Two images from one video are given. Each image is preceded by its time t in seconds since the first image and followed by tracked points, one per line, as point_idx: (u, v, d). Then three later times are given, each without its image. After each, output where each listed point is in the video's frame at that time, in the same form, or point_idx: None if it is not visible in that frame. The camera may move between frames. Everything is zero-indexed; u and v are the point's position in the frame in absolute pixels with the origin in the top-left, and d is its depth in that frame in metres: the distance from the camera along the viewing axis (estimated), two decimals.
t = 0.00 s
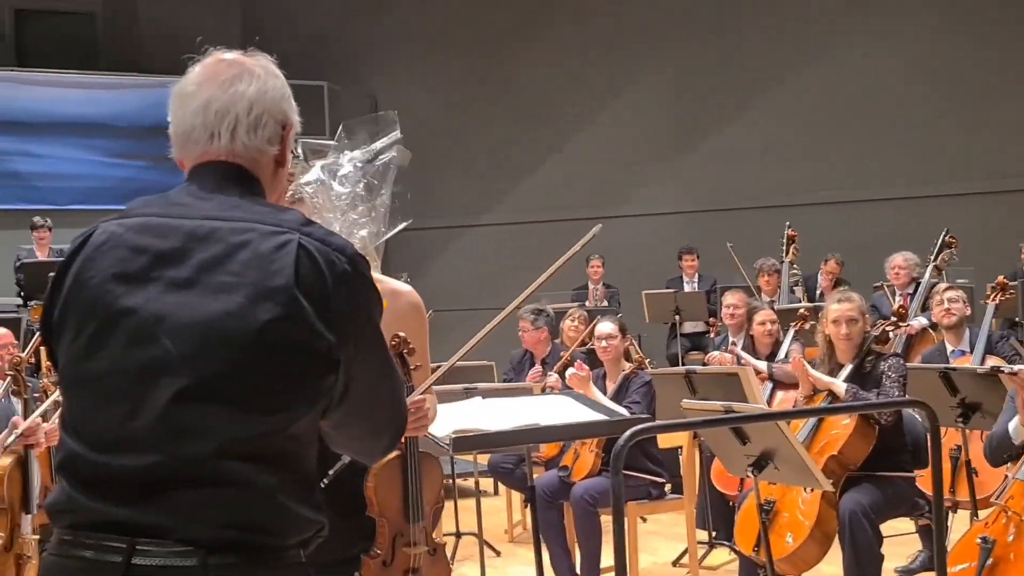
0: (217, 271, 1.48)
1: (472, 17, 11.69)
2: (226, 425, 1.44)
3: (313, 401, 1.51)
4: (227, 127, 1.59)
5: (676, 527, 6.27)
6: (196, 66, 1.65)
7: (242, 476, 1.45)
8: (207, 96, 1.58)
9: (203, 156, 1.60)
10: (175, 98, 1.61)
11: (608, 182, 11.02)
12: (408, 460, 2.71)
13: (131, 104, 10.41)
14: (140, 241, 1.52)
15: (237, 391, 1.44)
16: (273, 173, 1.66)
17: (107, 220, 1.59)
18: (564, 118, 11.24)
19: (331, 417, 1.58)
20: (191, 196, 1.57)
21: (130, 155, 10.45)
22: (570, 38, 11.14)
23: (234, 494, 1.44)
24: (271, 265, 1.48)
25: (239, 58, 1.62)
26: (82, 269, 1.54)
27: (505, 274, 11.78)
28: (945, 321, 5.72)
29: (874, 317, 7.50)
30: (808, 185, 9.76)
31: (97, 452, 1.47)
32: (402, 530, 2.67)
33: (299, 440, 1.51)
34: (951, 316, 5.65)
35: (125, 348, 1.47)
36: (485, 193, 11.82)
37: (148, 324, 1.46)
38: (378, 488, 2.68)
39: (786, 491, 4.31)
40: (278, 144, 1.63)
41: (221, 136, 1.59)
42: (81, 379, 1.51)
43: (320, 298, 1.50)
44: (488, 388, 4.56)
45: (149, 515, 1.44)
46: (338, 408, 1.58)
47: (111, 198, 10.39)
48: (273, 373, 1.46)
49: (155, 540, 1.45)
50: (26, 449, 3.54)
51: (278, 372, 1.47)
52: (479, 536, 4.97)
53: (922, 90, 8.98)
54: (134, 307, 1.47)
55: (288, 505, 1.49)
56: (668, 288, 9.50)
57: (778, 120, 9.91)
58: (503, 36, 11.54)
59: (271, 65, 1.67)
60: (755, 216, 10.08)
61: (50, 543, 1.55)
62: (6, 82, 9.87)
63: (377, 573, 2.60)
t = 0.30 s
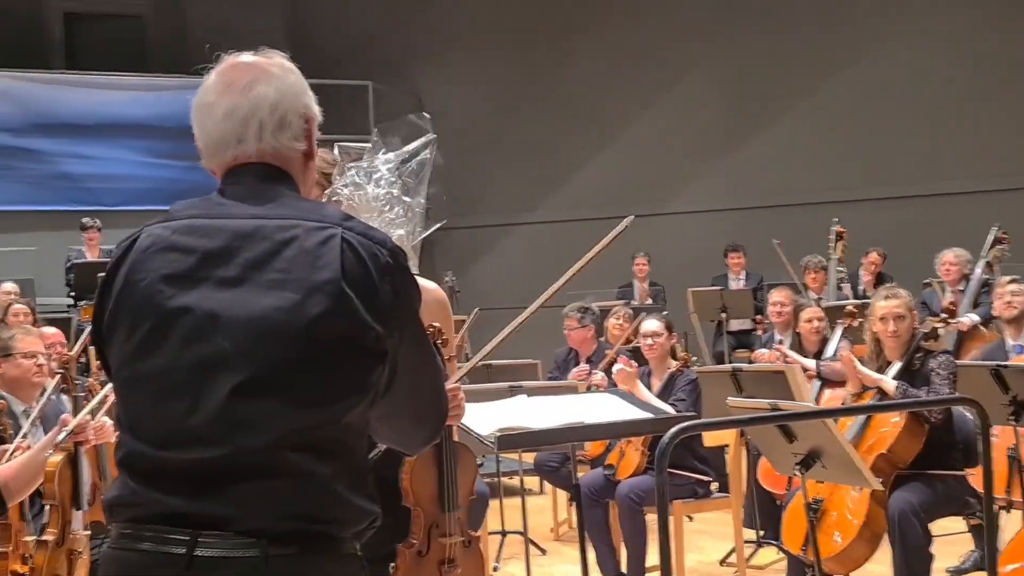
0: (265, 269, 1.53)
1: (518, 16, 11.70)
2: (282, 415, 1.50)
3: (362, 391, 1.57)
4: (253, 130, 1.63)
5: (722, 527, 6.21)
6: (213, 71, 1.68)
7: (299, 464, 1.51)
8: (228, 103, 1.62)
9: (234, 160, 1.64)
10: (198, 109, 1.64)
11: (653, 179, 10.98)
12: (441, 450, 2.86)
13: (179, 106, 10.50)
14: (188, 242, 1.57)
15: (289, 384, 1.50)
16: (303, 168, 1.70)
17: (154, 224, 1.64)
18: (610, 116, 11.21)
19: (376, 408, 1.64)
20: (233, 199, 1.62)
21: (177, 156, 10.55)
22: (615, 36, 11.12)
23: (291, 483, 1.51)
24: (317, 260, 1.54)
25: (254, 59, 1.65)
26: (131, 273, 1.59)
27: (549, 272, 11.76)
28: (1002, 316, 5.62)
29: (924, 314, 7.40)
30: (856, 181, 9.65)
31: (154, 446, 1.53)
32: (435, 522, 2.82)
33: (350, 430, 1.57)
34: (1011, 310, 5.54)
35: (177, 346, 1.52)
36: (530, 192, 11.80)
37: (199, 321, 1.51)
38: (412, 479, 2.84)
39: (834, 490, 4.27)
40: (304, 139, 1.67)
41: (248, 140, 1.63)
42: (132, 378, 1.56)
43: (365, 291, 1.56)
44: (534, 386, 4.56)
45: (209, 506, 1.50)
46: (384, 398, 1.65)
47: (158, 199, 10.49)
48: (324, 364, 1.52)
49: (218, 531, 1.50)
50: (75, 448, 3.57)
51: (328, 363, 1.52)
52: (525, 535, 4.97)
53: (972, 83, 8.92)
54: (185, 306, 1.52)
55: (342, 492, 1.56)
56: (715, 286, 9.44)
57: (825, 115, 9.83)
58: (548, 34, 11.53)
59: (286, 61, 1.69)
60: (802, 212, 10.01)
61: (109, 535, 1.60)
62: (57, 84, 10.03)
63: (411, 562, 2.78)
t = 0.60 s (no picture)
0: (288, 266, 1.53)
1: (540, 13, 11.67)
2: (308, 409, 1.49)
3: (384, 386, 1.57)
4: (276, 130, 1.63)
5: (747, 525, 6.16)
6: (231, 76, 1.68)
7: (325, 456, 1.50)
8: (250, 104, 1.61)
9: (255, 161, 1.64)
10: (217, 110, 1.63)
11: (677, 176, 10.92)
12: (463, 442, 2.91)
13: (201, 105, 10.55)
14: (210, 241, 1.57)
15: (314, 378, 1.50)
16: (320, 169, 1.70)
17: (175, 225, 1.63)
18: (633, 112, 11.17)
19: (395, 405, 1.64)
20: (254, 197, 1.61)
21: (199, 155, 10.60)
22: (637, 32, 11.07)
23: (317, 477, 1.50)
24: (337, 257, 1.54)
25: (273, 64, 1.65)
26: (154, 273, 1.58)
27: (571, 269, 11.70)
28: None
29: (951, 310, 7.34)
30: (883, 177, 9.57)
31: (178, 443, 1.51)
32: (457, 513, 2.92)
33: (373, 425, 1.57)
34: None
35: (201, 344, 1.52)
36: (552, 189, 11.76)
37: (224, 319, 1.51)
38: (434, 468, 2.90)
39: (859, 487, 4.23)
40: (324, 140, 1.67)
41: (270, 140, 1.63)
42: (155, 378, 1.55)
43: (386, 289, 1.56)
44: (556, 383, 4.54)
45: (237, 499, 1.49)
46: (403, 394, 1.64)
47: (180, 197, 10.52)
48: (344, 360, 1.52)
49: (246, 525, 1.49)
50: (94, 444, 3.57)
51: (351, 360, 1.52)
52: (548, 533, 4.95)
53: (1001, 78, 8.83)
54: (210, 304, 1.52)
55: (366, 485, 1.55)
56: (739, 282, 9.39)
57: (851, 111, 9.75)
58: (570, 31, 11.50)
59: (303, 67, 1.70)
60: (828, 209, 9.93)
61: (137, 530, 1.59)
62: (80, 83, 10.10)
63: (432, 552, 2.88)
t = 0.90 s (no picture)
0: (307, 268, 1.50)
1: (556, 12, 11.61)
2: (329, 411, 1.46)
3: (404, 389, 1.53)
4: (294, 131, 1.59)
5: (764, 527, 6.10)
6: (250, 75, 1.64)
7: (345, 457, 1.47)
8: (268, 105, 1.58)
9: (273, 163, 1.60)
10: (235, 111, 1.60)
11: (695, 175, 10.85)
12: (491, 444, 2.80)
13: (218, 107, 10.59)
14: (230, 242, 1.54)
15: (335, 382, 1.47)
16: (338, 170, 1.66)
17: (195, 224, 1.60)
18: (650, 111, 11.10)
19: (415, 405, 1.60)
20: (274, 198, 1.58)
21: (214, 156, 10.62)
22: (654, 30, 11.00)
23: (333, 479, 1.47)
24: (358, 259, 1.50)
25: (291, 64, 1.61)
26: (174, 273, 1.55)
27: (589, 269, 11.63)
28: None
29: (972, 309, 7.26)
30: (904, 174, 9.48)
31: (198, 444, 1.49)
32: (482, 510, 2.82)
33: (393, 425, 1.53)
34: None
35: (222, 347, 1.49)
36: (569, 189, 11.70)
37: (245, 322, 1.48)
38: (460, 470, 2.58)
39: (879, 489, 4.18)
40: (342, 141, 1.63)
41: (288, 142, 1.59)
42: (176, 379, 1.53)
43: (406, 291, 1.52)
44: (572, 385, 4.49)
45: (258, 500, 1.46)
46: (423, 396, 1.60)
47: (196, 198, 10.58)
48: (363, 362, 1.48)
49: (265, 526, 1.47)
50: (106, 447, 3.58)
51: (371, 362, 1.49)
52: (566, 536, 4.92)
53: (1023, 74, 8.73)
54: (231, 307, 1.49)
55: (385, 486, 1.51)
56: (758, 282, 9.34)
57: (871, 108, 9.66)
58: (587, 29, 11.43)
59: (323, 67, 1.66)
60: (848, 207, 9.85)
61: (156, 531, 1.57)
62: (96, 84, 10.15)
63: (458, 552, 2.79)
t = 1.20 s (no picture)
0: (332, 274, 1.52)
1: (575, 13, 11.63)
2: (355, 416, 1.48)
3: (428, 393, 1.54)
4: (314, 137, 1.61)
5: (786, 528, 6.09)
6: (273, 82, 1.66)
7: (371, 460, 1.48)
8: (290, 112, 1.59)
9: (295, 169, 1.62)
10: (259, 117, 1.62)
11: (715, 175, 10.83)
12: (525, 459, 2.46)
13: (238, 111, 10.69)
14: (255, 248, 1.55)
15: (361, 387, 1.48)
16: (361, 175, 1.67)
17: (220, 229, 1.63)
18: (670, 111, 11.10)
19: (437, 407, 1.61)
20: (298, 205, 1.60)
21: (236, 161, 10.69)
22: (674, 30, 11.00)
23: (359, 484, 1.48)
24: (383, 265, 1.52)
25: (314, 70, 1.63)
26: (200, 278, 1.58)
27: (609, 270, 11.60)
28: None
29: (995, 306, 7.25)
30: (926, 173, 9.45)
31: (224, 448, 1.51)
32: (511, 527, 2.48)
33: (417, 429, 1.54)
34: None
35: (246, 353, 1.51)
36: (589, 190, 11.70)
37: (271, 328, 1.50)
38: (494, 486, 2.46)
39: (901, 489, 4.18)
40: (364, 146, 1.64)
41: (309, 147, 1.61)
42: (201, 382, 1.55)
43: (430, 296, 1.53)
44: (592, 386, 4.50)
45: (284, 505, 1.48)
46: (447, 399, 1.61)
47: (217, 204, 10.61)
48: (386, 366, 1.50)
49: (292, 531, 1.48)
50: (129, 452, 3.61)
51: (395, 366, 1.50)
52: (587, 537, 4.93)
53: None
54: (257, 311, 1.51)
55: (410, 490, 1.52)
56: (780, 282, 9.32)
57: (892, 106, 9.63)
58: (606, 31, 11.44)
59: (347, 73, 1.67)
60: (869, 206, 9.82)
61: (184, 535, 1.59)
62: (117, 91, 10.28)
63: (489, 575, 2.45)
